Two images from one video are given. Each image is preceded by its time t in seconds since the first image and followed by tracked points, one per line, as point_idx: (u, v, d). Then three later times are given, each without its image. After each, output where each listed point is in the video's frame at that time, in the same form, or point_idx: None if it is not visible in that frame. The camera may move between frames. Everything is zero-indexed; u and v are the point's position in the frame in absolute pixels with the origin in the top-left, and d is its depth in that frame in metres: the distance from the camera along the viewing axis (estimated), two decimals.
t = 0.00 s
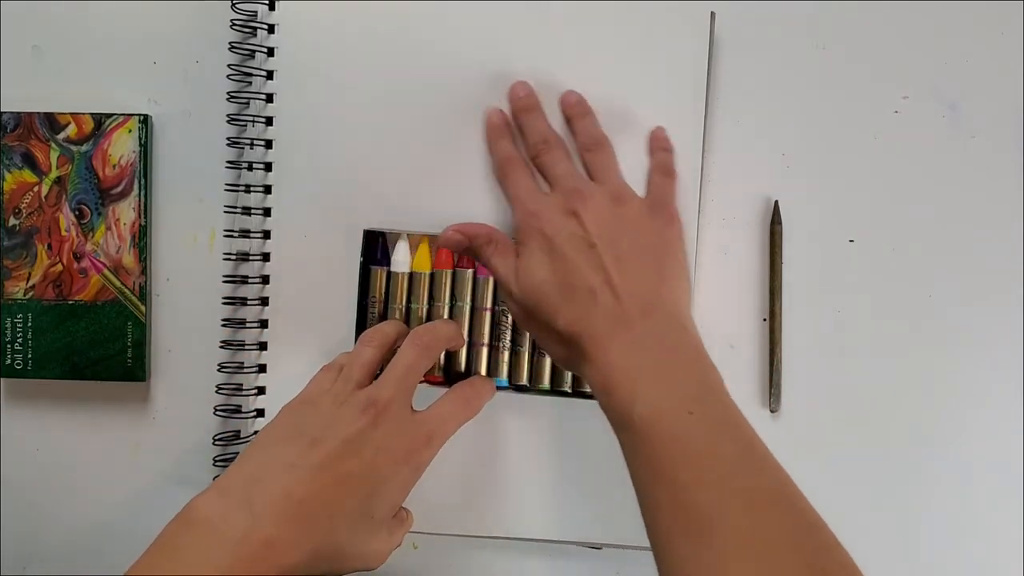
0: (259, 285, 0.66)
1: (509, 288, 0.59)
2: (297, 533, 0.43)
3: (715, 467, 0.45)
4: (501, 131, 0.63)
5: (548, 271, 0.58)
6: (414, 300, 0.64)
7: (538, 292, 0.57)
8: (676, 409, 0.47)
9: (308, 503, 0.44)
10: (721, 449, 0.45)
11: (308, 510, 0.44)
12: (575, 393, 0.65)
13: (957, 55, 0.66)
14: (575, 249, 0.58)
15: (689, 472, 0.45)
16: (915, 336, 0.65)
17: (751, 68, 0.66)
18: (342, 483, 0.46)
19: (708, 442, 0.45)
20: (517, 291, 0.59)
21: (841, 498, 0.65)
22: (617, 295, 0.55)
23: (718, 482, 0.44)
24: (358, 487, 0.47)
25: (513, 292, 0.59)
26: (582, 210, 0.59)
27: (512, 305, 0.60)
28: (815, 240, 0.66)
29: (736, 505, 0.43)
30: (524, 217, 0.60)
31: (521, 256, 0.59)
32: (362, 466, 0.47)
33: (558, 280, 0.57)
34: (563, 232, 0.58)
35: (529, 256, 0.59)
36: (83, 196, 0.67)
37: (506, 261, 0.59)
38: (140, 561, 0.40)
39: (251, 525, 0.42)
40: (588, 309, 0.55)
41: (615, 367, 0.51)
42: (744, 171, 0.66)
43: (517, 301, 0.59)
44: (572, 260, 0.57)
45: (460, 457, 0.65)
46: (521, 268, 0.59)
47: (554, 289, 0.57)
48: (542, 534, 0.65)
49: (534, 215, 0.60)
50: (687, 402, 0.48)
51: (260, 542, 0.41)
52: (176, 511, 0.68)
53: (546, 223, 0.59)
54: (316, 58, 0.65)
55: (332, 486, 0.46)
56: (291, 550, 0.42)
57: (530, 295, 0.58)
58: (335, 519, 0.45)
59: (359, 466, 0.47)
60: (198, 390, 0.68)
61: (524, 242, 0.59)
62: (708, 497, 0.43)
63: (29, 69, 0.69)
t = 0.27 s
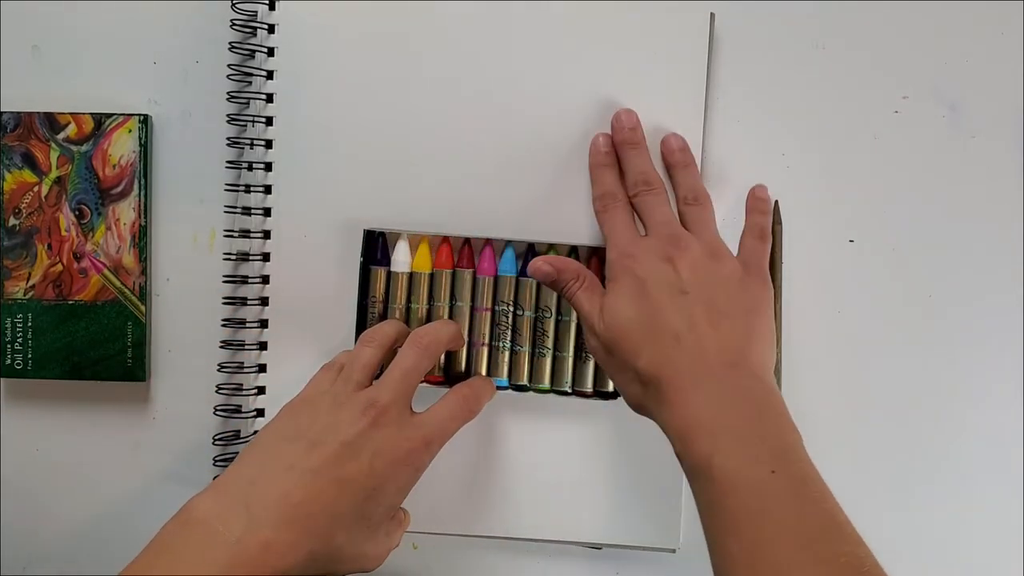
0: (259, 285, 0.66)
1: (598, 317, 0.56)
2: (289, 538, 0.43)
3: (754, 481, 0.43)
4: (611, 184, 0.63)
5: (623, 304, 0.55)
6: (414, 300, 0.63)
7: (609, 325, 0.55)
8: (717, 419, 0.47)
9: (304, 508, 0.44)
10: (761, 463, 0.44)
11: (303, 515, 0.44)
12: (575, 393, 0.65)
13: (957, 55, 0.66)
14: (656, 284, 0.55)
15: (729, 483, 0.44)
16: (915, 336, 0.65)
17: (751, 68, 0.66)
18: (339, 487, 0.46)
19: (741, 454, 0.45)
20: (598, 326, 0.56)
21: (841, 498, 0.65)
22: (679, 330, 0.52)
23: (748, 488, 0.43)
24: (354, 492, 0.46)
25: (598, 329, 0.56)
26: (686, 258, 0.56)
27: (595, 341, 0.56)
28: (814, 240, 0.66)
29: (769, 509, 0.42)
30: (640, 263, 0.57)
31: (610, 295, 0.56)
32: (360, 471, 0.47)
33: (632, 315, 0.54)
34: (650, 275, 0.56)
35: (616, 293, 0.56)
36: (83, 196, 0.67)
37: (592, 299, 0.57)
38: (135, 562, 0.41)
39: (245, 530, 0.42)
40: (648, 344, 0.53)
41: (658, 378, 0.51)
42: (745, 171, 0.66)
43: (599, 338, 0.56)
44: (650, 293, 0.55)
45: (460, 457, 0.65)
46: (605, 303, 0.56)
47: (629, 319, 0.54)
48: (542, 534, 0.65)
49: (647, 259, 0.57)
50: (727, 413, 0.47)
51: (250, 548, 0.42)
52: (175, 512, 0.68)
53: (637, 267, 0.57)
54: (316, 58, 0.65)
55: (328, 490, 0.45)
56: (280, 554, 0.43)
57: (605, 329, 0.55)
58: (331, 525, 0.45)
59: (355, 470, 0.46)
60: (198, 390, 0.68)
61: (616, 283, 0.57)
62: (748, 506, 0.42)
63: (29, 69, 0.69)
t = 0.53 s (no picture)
0: (259, 285, 0.66)
1: (603, 308, 0.53)
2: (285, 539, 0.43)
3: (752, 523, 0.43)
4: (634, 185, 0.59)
5: (634, 297, 0.51)
6: (414, 300, 0.65)
7: (614, 319, 0.52)
8: (719, 449, 0.46)
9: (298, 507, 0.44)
10: (758, 490, 0.44)
11: (298, 515, 0.44)
12: (575, 393, 0.65)
13: (957, 55, 0.66)
14: (673, 282, 0.51)
15: (726, 516, 0.44)
16: (915, 336, 0.65)
17: (751, 68, 0.66)
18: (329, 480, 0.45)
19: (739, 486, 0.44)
20: (603, 320, 0.52)
21: (841, 499, 0.65)
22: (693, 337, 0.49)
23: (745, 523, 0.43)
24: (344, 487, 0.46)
25: (602, 321, 0.52)
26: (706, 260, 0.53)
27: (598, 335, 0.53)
28: (814, 240, 0.66)
29: (774, 536, 0.43)
30: (657, 257, 0.53)
31: (622, 290, 0.53)
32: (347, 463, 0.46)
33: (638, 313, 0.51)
34: (667, 275, 0.52)
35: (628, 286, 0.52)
36: (83, 196, 0.67)
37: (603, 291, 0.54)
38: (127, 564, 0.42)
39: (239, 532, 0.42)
40: (657, 349, 0.49)
41: (660, 390, 0.49)
42: (745, 171, 0.66)
43: (601, 333, 0.53)
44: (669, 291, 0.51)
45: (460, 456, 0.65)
46: (614, 297, 0.53)
47: (642, 317, 0.50)
48: (543, 534, 0.65)
49: (658, 252, 0.53)
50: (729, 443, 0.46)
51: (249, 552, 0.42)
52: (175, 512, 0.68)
53: (654, 258, 0.53)
54: (316, 58, 0.65)
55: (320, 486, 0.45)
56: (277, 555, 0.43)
57: (608, 323, 0.52)
58: (325, 523, 0.44)
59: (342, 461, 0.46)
60: (198, 390, 0.68)
61: (641, 273, 0.52)
62: (750, 533, 0.43)
63: (29, 69, 0.69)
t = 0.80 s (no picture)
0: (259, 284, 0.66)
1: (662, 364, 0.52)
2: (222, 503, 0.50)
3: (732, 547, 0.48)
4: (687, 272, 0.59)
5: (697, 362, 0.52)
6: (413, 299, 0.63)
7: (672, 373, 0.51)
8: (731, 488, 0.49)
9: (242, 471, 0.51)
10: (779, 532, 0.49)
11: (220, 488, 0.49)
12: (575, 393, 0.63)
13: (957, 55, 0.66)
14: (744, 360, 0.51)
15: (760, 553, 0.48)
16: (915, 336, 0.65)
17: (751, 68, 0.66)
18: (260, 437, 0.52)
19: (736, 520, 0.48)
20: (662, 374, 0.52)
21: (841, 499, 0.65)
22: (740, 406, 0.50)
23: (731, 548, 0.48)
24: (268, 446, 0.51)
25: (659, 371, 0.52)
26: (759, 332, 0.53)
27: (655, 387, 0.52)
28: (815, 240, 0.66)
29: None
30: (729, 336, 0.53)
31: (687, 352, 0.52)
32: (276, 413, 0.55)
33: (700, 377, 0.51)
34: (740, 352, 0.52)
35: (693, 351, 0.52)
36: (83, 196, 0.67)
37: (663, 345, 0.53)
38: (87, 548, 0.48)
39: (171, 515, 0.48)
40: (706, 408, 0.50)
41: (693, 435, 0.50)
42: (745, 172, 0.66)
43: (661, 383, 0.52)
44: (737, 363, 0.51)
45: (461, 456, 0.65)
46: (680, 355, 0.52)
47: (697, 377, 0.51)
48: (542, 534, 0.65)
49: (727, 325, 0.53)
50: (740, 481, 0.49)
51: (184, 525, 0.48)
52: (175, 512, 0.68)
53: (724, 332, 0.53)
54: (317, 58, 0.65)
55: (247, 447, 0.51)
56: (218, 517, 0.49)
57: (665, 378, 0.51)
58: (251, 485, 0.49)
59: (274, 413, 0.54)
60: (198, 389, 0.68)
61: (730, 358, 0.51)
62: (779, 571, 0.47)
63: (29, 69, 0.69)
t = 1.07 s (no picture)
0: (259, 284, 0.66)
1: (656, 381, 0.53)
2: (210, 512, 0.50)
3: (748, 559, 0.50)
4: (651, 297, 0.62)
5: (689, 378, 0.53)
6: (405, 318, 0.63)
7: (669, 388, 0.53)
8: (738, 493, 0.51)
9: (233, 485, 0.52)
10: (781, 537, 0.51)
11: (210, 496, 0.50)
12: (575, 396, 0.63)
13: (957, 55, 0.66)
14: (732, 375, 0.53)
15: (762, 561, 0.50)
16: (915, 337, 0.65)
17: (751, 69, 0.66)
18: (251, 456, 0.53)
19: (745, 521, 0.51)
20: (658, 393, 0.53)
21: (842, 498, 0.65)
22: (738, 418, 0.52)
23: (741, 549, 0.50)
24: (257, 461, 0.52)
25: (657, 389, 0.53)
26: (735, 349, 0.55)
27: (653, 406, 0.53)
28: (815, 240, 0.66)
29: None
30: (714, 355, 0.55)
31: (680, 368, 0.54)
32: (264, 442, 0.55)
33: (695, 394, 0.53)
34: (727, 368, 0.54)
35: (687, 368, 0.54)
36: (83, 196, 0.67)
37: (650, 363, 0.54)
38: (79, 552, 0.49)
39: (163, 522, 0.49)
40: (706, 422, 0.52)
41: (698, 447, 0.51)
42: (745, 172, 0.66)
43: (658, 399, 0.53)
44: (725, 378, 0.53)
45: (461, 455, 0.65)
46: (674, 372, 0.53)
47: (694, 392, 0.52)
48: (542, 534, 0.65)
49: (705, 346, 0.56)
50: (746, 485, 0.51)
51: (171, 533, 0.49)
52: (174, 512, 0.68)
53: (703, 351, 0.56)
54: (317, 58, 0.65)
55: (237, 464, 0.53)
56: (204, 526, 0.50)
57: (664, 396, 0.53)
58: (242, 496, 0.51)
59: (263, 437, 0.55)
60: (198, 389, 0.68)
61: (723, 375, 0.53)
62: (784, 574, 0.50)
63: (28, 69, 0.69)
